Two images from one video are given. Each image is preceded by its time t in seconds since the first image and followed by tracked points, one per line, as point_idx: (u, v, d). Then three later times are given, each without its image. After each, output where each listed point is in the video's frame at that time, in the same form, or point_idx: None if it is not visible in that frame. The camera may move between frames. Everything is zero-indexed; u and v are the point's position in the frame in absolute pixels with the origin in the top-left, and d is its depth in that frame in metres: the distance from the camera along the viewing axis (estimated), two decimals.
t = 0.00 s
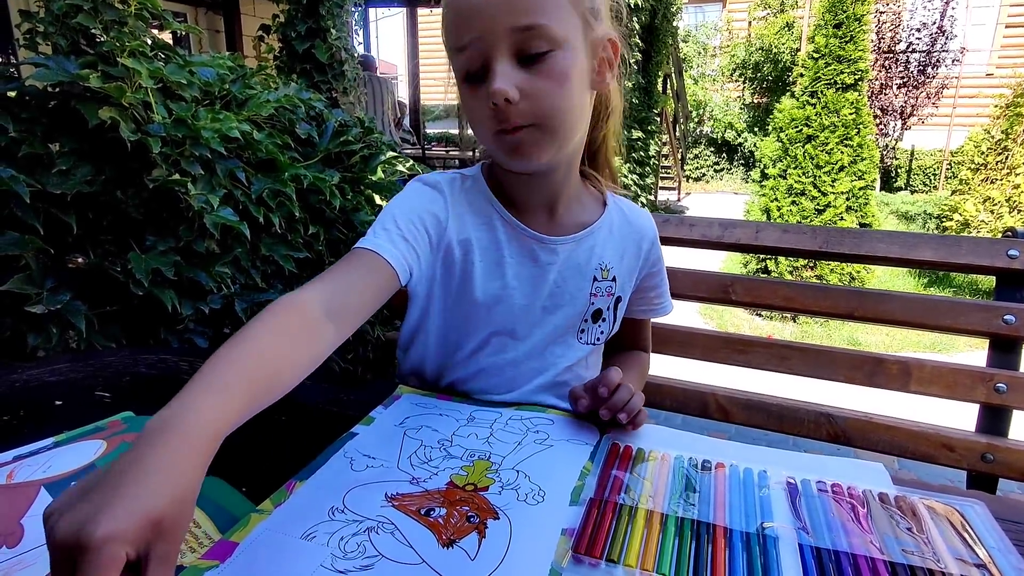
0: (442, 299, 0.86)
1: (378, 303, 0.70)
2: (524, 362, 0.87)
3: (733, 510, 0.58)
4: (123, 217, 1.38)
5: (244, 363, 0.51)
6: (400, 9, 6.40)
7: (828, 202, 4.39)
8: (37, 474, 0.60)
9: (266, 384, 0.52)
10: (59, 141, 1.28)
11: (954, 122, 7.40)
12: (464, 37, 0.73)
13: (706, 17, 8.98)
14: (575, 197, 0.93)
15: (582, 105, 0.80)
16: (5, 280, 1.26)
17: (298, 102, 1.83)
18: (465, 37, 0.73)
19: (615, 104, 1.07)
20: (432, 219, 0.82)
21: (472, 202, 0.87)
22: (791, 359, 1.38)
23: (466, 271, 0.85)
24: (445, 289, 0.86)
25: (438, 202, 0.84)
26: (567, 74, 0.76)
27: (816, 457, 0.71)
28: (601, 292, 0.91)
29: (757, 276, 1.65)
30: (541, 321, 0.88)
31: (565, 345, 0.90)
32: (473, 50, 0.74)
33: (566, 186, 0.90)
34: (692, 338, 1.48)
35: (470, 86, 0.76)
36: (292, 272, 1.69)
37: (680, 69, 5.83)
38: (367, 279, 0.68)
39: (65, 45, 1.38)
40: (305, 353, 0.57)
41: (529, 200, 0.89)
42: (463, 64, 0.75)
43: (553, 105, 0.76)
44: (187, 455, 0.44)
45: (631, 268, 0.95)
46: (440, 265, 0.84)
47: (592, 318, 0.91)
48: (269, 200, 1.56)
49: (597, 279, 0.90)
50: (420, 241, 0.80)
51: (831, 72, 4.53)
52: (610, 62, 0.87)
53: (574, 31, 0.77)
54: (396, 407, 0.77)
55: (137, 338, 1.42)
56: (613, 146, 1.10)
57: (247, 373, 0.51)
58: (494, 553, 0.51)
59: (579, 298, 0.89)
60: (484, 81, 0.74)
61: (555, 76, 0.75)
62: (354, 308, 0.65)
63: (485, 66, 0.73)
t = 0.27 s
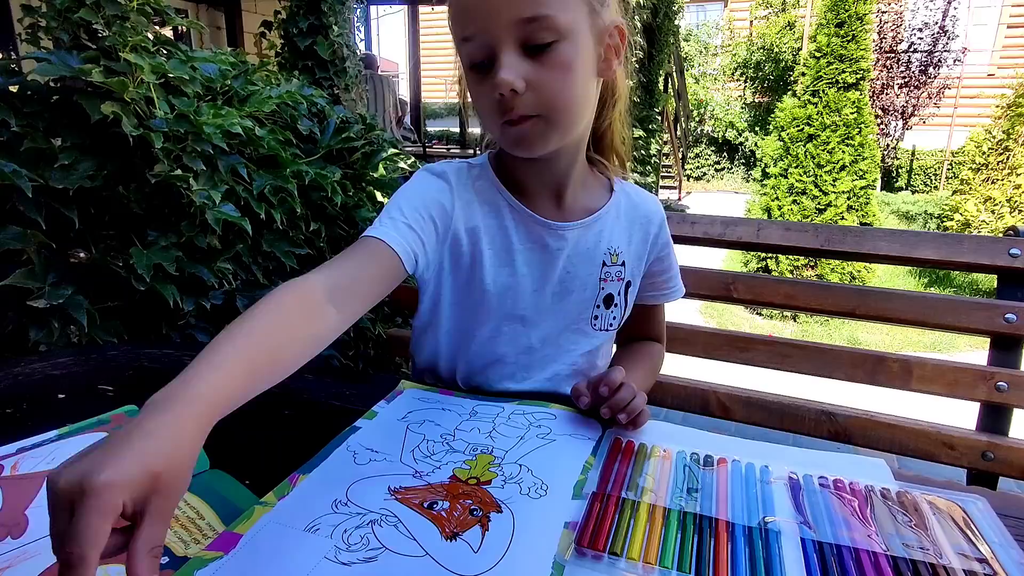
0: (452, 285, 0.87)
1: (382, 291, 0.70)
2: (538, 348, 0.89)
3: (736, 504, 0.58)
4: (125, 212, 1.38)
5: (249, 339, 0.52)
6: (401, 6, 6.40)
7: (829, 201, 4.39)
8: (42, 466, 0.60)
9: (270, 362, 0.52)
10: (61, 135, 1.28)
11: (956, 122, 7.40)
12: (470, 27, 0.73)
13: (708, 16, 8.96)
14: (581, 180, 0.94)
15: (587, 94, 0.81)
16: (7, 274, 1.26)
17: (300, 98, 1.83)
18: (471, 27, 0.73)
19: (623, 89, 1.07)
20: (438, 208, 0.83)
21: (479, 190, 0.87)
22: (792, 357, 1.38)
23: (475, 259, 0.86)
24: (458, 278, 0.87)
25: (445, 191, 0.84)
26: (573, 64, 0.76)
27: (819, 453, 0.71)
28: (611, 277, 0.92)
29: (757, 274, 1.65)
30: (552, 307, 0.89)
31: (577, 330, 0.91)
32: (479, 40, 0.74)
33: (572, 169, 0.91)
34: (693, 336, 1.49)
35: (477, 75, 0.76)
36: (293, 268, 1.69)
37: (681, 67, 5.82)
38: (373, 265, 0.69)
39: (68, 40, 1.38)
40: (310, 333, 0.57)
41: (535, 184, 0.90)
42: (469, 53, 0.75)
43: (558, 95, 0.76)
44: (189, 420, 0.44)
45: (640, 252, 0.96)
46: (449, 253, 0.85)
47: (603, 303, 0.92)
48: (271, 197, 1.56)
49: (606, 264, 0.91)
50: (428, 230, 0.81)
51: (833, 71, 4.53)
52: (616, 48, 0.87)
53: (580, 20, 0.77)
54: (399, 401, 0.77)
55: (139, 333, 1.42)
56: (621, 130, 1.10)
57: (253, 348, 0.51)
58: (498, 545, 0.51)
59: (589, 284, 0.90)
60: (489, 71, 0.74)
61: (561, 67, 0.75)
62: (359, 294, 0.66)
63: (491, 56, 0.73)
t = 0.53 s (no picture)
0: (458, 280, 0.89)
1: (383, 286, 0.73)
2: (544, 339, 0.89)
3: (733, 503, 0.59)
4: (124, 209, 1.37)
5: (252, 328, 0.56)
6: (401, 4, 6.38)
7: (828, 200, 4.39)
8: (40, 463, 0.61)
9: (274, 351, 0.56)
10: (61, 133, 1.28)
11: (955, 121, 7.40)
12: (476, 25, 0.73)
13: (708, 15, 8.95)
14: (585, 176, 0.94)
15: (591, 94, 0.81)
16: (6, 272, 1.26)
17: (300, 97, 1.83)
18: (479, 25, 0.73)
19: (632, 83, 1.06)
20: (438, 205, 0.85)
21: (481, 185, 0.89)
22: (791, 356, 1.38)
23: (478, 252, 0.88)
24: (464, 271, 0.89)
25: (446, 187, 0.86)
26: (577, 65, 0.76)
27: (817, 452, 0.71)
28: (616, 270, 0.92)
29: (757, 274, 1.65)
30: (557, 299, 0.90)
31: (583, 322, 0.91)
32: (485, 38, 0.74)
33: (576, 164, 0.92)
34: (692, 335, 1.49)
35: (482, 73, 0.77)
36: (293, 266, 1.70)
37: (681, 66, 5.82)
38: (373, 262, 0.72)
39: (67, 37, 1.37)
40: (311, 323, 0.61)
41: (540, 178, 0.91)
42: (474, 51, 0.76)
43: (561, 95, 0.76)
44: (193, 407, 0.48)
45: (645, 247, 0.95)
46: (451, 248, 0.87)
47: (609, 295, 0.92)
48: (271, 195, 1.56)
49: (611, 257, 0.91)
50: (427, 225, 0.83)
51: (833, 70, 4.53)
52: (621, 49, 0.86)
53: (585, 20, 0.77)
54: (398, 400, 0.78)
55: (138, 331, 1.42)
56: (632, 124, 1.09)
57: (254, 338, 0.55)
58: (495, 544, 0.51)
59: (593, 275, 0.90)
60: (494, 69, 0.75)
61: (565, 67, 0.75)
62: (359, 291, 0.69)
63: (495, 54, 0.74)
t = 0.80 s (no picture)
0: (456, 281, 0.92)
1: (383, 284, 0.85)
2: (539, 337, 0.91)
3: (727, 505, 0.59)
4: (122, 209, 1.38)
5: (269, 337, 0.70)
6: (401, 2, 6.38)
7: (828, 200, 4.40)
8: (36, 465, 0.61)
9: (284, 356, 0.70)
10: (59, 133, 1.28)
11: (955, 121, 7.39)
12: (473, 34, 0.75)
13: (708, 14, 8.95)
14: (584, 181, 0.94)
15: (583, 107, 0.81)
16: (5, 271, 1.26)
17: (299, 96, 1.83)
18: (476, 35, 0.75)
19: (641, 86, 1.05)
20: (432, 209, 0.90)
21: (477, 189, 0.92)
22: (788, 357, 1.38)
23: (473, 252, 0.92)
24: (461, 271, 0.92)
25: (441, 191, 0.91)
26: (567, 80, 0.76)
27: (813, 453, 0.71)
28: (610, 270, 0.91)
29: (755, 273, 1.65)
30: (550, 296, 0.91)
31: (577, 320, 0.92)
32: (481, 47, 0.76)
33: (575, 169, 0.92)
34: (689, 335, 1.49)
35: (478, 83, 0.78)
36: (291, 266, 1.70)
37: (681, 65, 5.82)
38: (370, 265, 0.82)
39: (66, 37, 1.37)
40: (313, 328, 0.74)
41: (538, 182, 0.92)
42: (472, 60, 0.78)
43: (550, 108, 0.77)
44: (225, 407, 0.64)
45: (643, 247, 0.93)
46: (446, 249, 0.91)
47: (602, 295, 0.91)
48: (269, 194, 1.56)
49: (605, 257, 0.91)
50: (421, 228, 0.89)
51: (833, 70, 4.53)
52: (618, 64, 0.85)
53: (579, 35, 0.77)
54: (395, 400, 0.78)
55: (136, 331, 1.42)
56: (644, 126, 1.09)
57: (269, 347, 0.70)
58: (491, 545, 0.52)
59: (585, 275, 0.90)
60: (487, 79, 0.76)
61: (554, 81, 0.76)
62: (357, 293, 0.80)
63: (489, 65, 0.76)
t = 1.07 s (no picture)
0: (456, 275, 0.94)
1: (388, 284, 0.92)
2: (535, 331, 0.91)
3: (725, 503, 0.59)
4: (124, 206, 1.38)
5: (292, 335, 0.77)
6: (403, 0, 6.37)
7: (829, 199, 4.40)
8: (39, 458, 0.61)
9: (302, 353, 0.77)
10: (61, 130, 1.29)
11: (957, 120, 7.38)
12: (469, 43, 0.76)
13: (710, 12, 8.92)
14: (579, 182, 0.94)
15: (575, 116, 0.81)
16: (7, 268, 1.26)
17: (300, 94, 1.83)
18: (471, 43, 0.75)
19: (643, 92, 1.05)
20: (430, 208, 0.94)
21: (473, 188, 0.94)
22: (788, 355, 1.38)
23: (470, 249, 0.93)
24: (460, 268, 0.94)
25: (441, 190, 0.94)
26: (559, 91, 0.77)
27: (810, 452, 0.71)
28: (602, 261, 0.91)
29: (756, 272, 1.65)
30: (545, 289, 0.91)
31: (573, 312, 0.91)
32: (476, 55, 0.76)
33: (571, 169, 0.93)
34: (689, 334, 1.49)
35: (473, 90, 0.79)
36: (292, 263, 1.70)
37: (682, 64, 5.81)
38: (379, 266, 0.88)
39: (67, 34, 1.37)
40: (328, 326, 0.81)
41: (534, 180, 0.93)
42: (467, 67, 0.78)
43: (541, 118, 0.77)
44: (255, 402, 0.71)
45: (636, 236, 0.93)
46: (444, 246, 0.94)
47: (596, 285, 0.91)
48: (271, 192, 1.57)
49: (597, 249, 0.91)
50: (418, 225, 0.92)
51: (834, 69, 4.52)
52: (610, 74, 0.85)
53: (571, 47, 0.77)
54: (395, 399, 0.78)
55: (137, 328, 1.43)
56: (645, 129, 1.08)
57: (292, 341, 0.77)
58: (490, 542, 0.52)
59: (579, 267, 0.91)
60: (482, 87, 0.77)
61: (545, 91, 0.76)
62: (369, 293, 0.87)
63: (482, 74, 0.76)
